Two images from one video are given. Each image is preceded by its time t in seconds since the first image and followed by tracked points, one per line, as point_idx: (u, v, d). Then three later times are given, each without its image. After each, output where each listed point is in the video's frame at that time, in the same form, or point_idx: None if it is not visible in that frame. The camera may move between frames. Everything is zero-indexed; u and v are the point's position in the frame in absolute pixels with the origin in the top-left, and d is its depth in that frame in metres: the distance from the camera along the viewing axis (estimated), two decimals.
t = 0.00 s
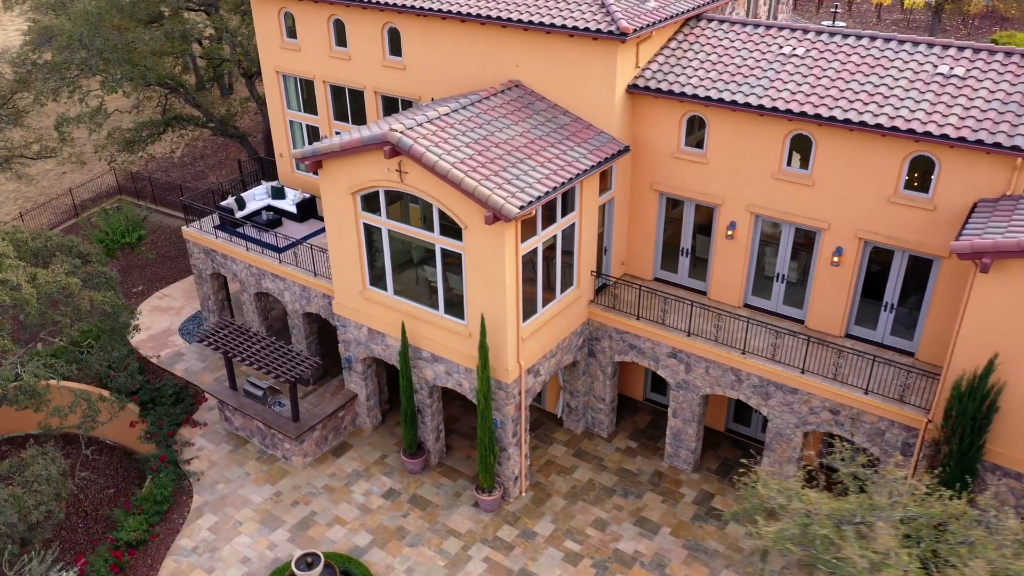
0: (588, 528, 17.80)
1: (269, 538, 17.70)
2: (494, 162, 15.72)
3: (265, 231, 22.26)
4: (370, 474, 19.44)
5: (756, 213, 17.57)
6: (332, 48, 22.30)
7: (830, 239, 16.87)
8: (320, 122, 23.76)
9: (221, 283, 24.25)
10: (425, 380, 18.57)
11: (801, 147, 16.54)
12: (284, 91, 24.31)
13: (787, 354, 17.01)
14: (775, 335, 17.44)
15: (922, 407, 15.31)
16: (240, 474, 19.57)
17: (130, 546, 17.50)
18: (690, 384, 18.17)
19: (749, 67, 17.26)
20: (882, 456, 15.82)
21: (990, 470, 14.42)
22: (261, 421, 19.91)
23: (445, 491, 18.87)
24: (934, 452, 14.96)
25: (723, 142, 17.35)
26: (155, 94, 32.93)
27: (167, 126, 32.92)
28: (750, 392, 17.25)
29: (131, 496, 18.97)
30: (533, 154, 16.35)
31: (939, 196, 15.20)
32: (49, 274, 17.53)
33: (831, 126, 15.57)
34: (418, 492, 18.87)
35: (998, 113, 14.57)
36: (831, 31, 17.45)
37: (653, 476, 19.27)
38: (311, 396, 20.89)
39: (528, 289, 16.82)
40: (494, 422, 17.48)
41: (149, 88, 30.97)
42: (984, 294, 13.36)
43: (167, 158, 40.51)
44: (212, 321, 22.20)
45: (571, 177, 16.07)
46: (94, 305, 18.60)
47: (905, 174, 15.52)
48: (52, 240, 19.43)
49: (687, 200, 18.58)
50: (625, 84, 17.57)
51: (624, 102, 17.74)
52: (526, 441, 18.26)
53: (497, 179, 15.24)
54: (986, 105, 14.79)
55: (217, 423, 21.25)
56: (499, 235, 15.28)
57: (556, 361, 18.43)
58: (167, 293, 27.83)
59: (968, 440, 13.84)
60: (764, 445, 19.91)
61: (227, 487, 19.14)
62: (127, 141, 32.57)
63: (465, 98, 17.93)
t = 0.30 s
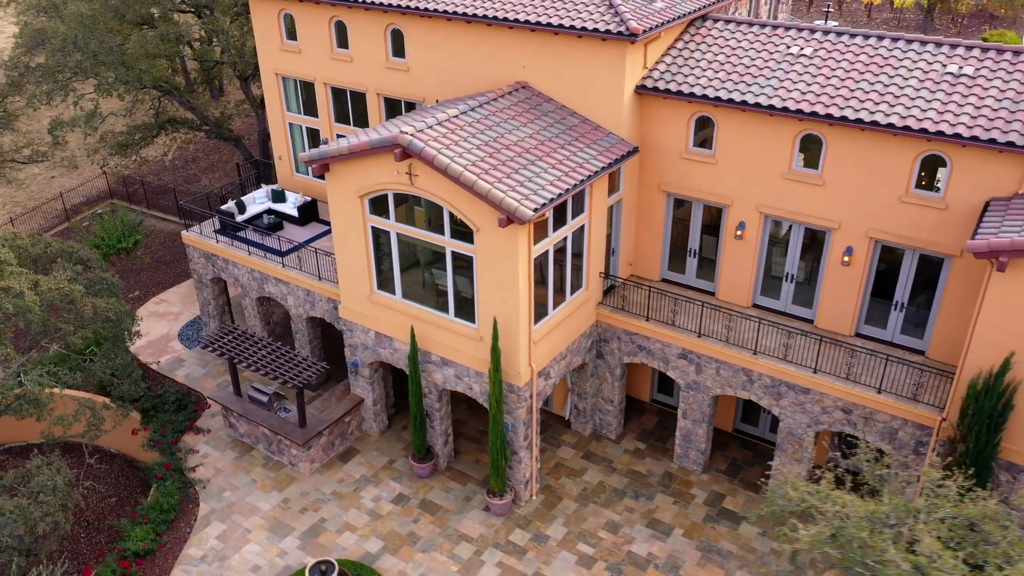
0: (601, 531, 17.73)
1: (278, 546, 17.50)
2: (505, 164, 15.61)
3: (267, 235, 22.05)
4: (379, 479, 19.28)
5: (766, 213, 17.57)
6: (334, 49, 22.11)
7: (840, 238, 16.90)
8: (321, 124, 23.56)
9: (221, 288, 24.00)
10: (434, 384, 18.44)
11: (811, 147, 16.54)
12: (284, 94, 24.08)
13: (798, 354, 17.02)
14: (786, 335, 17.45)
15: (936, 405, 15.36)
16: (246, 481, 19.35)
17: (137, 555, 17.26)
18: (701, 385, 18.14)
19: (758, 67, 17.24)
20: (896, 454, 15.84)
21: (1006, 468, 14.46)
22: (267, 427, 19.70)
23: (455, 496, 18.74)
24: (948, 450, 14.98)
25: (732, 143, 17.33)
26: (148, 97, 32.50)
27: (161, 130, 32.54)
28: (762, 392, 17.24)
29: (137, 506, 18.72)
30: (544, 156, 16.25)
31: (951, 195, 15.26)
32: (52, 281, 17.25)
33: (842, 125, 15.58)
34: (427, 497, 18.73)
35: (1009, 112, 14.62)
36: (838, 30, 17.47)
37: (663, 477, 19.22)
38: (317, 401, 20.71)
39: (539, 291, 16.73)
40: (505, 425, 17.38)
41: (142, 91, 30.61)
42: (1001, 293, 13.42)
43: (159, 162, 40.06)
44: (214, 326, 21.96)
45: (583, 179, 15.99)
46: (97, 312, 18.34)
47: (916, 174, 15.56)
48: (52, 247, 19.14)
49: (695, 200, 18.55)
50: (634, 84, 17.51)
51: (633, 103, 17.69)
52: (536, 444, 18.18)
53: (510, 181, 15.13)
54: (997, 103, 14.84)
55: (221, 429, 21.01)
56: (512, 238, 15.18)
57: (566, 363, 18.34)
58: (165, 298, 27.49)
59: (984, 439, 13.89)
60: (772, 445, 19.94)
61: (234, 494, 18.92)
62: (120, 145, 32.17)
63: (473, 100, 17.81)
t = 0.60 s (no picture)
0: (613, 533, 17.67)
1: (289, 554, 17.32)
2: (517, 166, 15.52)
3: (270, 239, 21.86)
4: (387, 484, 19.12)
5: (775, 213, 17.57)
6: (335, 51, 21.93)
7: (850, 238, 16.93)
8: (322, 126, 23.37)
9: (222, 293, 23.77)
10: (444, 388, 18.32)
11: (821, 146, 16.56)
12: (284, 96, 23.87)
13: (810, 353, 17.04)
14: (796, 334, 17.47)
15: (949, 403, 15.42)
16: (254, 488, 19.13)
17: (146, 565, 17.04)
18: (711, 386, 18.12)
19: (766, 67, 17.24)
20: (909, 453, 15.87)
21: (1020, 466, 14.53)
22: (274, 433, 19.49)
23: (465, 500, 18.61)
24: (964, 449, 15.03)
25: (741, 143, 17.33)
26: (142, 99, 32.12)
27: (154, 133, 32.18)
28: (773, 392, 17.25)
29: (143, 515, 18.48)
30: (555, 157, 16.16)
31: (962, 195, 15.32)
32: (55, 288, 17.01)
33: (853, 125, 15.60)
34: (437, 502, 18.60)
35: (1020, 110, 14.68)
36: (845, 30, 17.50)
37: (673, 478, 19.19)
38: (323, 406, 20.53)
39: (551, 294, 16.65)
40: (517, 428, 17.29)
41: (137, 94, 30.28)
42: (1017, 292, 13.50)
43: (150, 165, 39.62)
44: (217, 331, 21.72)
45: (595, 181, 15.92)
46: (99, 318, 18.10)
47: (927, 173, 15.61)
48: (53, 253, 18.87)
49: (703, 201, 18.54)
50: (642, 85, 17.46)
51: (641, 104, 17.64)
52: (547, 447, 18.09)
53: (522, 183, 15.04)
54: (1007, 102, 14.90)
55: (225, 436, 20.79)
56: (526, 240, 15.09)
57: (576, 365, 18.27)
58: (162, 303, 27.16)
59: (999, 437, 13.99)
60: (780, 444, 19.99)
61: (242, 502, 18.71)
62: (113, 148, 31.78)
63: (481, 102, 17.70)
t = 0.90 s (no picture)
0: (626, 535, 17.62)
1: (300, 561, 17.14)
2: (529, 167, 15.43)
3: (273, 243, 21.65)
4: (397, 488, 18.97)
5: (784, 213, 17.59)
6: (337, 52, 21.75)
7: (860, 237, 16.97)
8: (323, 128, 23.17)
9: (223, 297, 23.53)
10: (454, 391, 18.21)
11: (831, 146, 16.58)
12: (284, 98, 23.66)
13: (821, 352, 17.07)
14: (807, 334, 17.50)
15: (962, 401, 15.48)
16: (261, 495, 18.93)
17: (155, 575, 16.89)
18: (721, 386, 18.10)
19: (775, 66, 17.24)
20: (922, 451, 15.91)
21: None
22: (281, 439, 19.30)
23: (476, 503, 18.50)
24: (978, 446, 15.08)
25: (750, 143, 17.32)
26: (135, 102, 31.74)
27: (148, 135, 31.80)
28: (785, 392, 17.26)
29: (150, 524, 18.29)
30: (566, 158, 16.09)
31: (972, 193, 15.38)
32: (59, 295, 16.75)
33: (865, 124, 15.62)
34: (448, 506, 18.48)
35: None
36: (852, 30, 17.53)
37: (683, 479, 19.16)
38: (329, 411, 20.36)
39: (563, 296, 16.57)
40: (530, 431, 17.20)
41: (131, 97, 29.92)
42: None
43: (141, 168, 39.18)
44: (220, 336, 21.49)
45: (607, 182, 15.86)
46: (103, 325, 17.86)
47: (937, 172, 15.66)
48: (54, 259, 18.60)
49: (711, 201, 18.53)
50: (651, 86, 17.42)
51: (649, 104, 17.60)
52: (559, 449, 18.03)
53: (536, 185, 14.96)
54: (1018, 100, 14.95)
55: (230, 442, 20.57)
56: (540, 242, 15.01)
57: (586, 367, 18.21)
58: (160, 308, 26.85)
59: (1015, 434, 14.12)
60: (789, 443, 20.04)
61: (250, 509, 18.50)
62: (106, 151, 31.38)
63: (489, 103, 17.59)
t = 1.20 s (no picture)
0: (639, 536, 17.58)
1: (312, 568, 16.96)
2: (542, 169, 15.35)
3: (277, 247, 21.44)
4: (407, 493, 18.84)
5: (794, 212, 17.61)
6: (339, 54, 21.57)
7: (870, 236, 17.01)
8: (325, 131, 22.98)
9: (225, 302, 23.28)
10: (464, 395, 18.10)
11: (841, 145, 16.61)
12: (284, 100, 23.45)
13: (832, 351, 17.11)
14: (817, 333, 17.53)
15: (975, 398, 15.55)
16: (270, 501, 18.73)
17: None
18: (732, 386, 18.10)
19: (783, 66, 17.24)
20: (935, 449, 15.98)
21: None
22: (289, 445, 19.11)
23: (488, 507, 18.40)
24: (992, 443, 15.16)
25: (760, 143, 17.32)
26: (129, 105, 31.38)
27: (142, 139, 31.42)
28: (796, 391, 17.28)
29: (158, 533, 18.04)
30: (578, 160, 16.02)
31: (983, 191, 15.44)
32: (64, 301, 16.50)
33: (876, 123, 15.64)
34: (459, 510, 18.37)
35: None
36: (859, 29, 17.57)
37: (694, 479, 19.15)
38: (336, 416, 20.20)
39: (575, 297, 16.50)
40: (542, 433, 17.13)
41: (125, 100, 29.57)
42: None
43: (133, 172, 38.74)
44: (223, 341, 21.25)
45: (619, 183, 15.81)
46: (108, 331, 17.62)
47: (948, 170, 15.72)
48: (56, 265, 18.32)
49: (720, 201, 18.52)
50: (660, 86, 17.38)
51: (658, 105, 17.56)
52: (571, 451, 17.96)
53: (550, 186, 14.89)
54: None
55: (235, 449, 20.35)
56: (554, 244, 14.93)
57: (597, 369, 18.16)
58: (158, 313, 26.53)
59: None
60: (797, 441, 20.10)
61: (259, 516, 18.30)
62: (100, 155, 30.97)
63: (497, 104, 17.49)
